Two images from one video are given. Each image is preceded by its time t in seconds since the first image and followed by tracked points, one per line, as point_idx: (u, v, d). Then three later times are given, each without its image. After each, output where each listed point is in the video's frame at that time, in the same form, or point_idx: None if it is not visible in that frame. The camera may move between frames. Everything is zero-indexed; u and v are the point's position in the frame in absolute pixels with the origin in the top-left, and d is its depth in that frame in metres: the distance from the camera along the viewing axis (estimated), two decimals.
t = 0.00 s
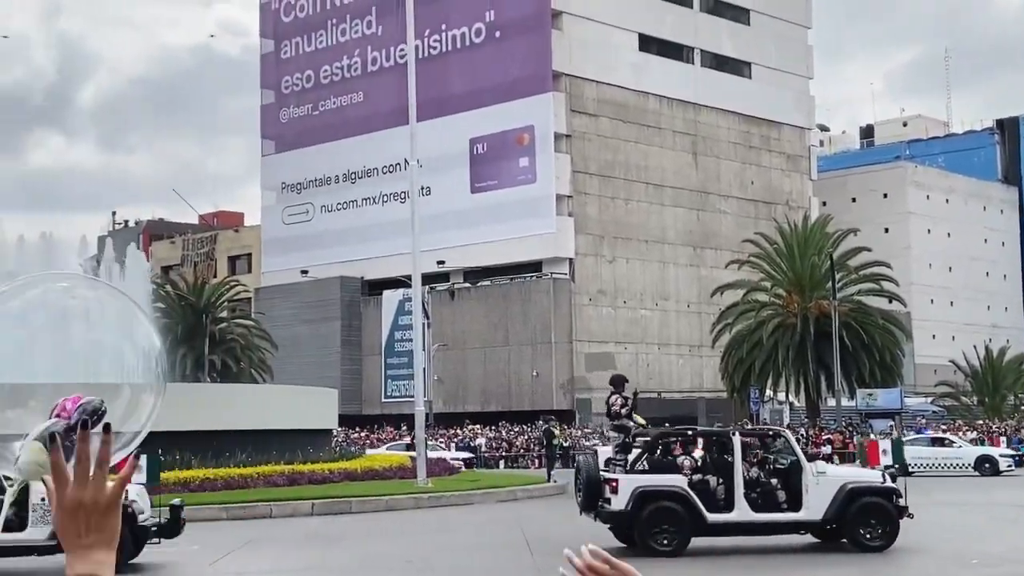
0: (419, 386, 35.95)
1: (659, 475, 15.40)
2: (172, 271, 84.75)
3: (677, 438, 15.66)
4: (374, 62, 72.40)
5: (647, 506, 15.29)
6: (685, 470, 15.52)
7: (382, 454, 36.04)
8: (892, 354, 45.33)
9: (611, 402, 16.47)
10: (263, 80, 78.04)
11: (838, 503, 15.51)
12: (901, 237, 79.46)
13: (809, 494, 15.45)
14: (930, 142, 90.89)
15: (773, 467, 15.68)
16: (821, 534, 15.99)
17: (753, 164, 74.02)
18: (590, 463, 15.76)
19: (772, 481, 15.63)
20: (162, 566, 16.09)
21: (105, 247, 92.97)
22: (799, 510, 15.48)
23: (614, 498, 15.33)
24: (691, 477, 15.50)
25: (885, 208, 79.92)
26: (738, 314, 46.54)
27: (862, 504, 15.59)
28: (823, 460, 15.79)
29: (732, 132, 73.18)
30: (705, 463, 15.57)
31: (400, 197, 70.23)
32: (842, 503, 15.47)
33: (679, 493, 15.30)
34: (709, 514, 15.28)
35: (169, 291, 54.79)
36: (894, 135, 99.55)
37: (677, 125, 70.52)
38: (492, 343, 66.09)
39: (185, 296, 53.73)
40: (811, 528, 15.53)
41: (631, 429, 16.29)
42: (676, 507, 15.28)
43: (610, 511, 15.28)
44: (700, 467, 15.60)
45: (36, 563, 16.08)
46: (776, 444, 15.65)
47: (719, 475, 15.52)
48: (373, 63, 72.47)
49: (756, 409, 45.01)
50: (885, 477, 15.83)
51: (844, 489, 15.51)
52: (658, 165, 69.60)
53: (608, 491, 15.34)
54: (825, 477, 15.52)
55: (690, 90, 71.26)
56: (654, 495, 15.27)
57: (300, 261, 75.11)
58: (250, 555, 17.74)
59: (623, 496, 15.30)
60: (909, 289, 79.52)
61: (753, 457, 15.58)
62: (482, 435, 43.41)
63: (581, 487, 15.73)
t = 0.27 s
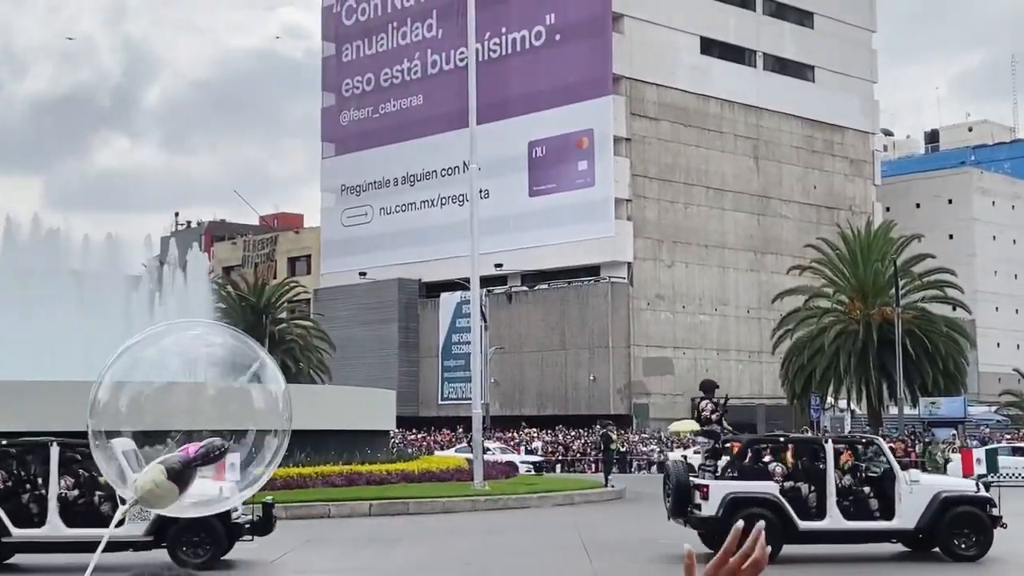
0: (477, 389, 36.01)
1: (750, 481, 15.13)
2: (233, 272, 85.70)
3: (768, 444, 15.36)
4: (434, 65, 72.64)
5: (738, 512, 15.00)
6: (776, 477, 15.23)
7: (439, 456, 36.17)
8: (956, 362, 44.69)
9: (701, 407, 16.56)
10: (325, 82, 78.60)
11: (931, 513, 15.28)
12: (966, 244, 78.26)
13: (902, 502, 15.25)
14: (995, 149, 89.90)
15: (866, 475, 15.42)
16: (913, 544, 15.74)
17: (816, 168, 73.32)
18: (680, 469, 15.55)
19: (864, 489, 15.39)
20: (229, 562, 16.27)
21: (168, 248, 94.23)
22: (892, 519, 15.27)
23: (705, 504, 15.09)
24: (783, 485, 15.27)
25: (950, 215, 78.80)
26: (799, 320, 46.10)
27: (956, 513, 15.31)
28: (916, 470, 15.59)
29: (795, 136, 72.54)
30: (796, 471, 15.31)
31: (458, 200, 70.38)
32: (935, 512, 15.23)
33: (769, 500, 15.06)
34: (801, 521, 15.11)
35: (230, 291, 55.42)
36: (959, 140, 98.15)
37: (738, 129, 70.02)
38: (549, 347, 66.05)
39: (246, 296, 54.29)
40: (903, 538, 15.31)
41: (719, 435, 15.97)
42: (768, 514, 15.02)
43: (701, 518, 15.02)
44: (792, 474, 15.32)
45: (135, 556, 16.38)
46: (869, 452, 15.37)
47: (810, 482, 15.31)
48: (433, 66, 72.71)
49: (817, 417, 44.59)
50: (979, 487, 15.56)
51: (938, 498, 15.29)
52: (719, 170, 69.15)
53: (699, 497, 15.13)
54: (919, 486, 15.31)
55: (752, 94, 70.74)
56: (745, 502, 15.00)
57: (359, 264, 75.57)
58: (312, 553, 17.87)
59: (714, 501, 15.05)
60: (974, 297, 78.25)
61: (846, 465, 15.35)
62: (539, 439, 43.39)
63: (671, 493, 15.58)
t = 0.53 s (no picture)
0: (515, 390, 35.91)
1: (821, 487, 14.89)
2: (272, 272, 86.13)
3: (839, 451, 15.19)
4: (474, 66, 72.59)
5: (809, 518, 14.73)
6: (848, 484, 15.01)
7: (477, 457, 36.11)
8: (999, 369, 44.19)
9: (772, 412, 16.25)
10: (365, 82, 78.87)
11: (1005, 520, 14.86)
12: (1009, 249, 77.34)
13: (975, 510, 14.85)
14: None
15: (937, 481, 15.15)
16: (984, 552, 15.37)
17: (858, 172, 72.72)
18: (750, 474, 15.22)
19: (936, 496, 15.09)
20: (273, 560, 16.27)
21: (208, 247, 94.84)
22: (964, 527, 14.90)
23: (775, 510, 14.74)
24: (854, 490, 14.98)
25: (994, 220, 77.89)
26: (840, 324, 45.71)
27: None
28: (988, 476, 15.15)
29: (837, 139, 71.97)
30: (867, 477, 15.06)
31: (497, 201, 70.33)
32: (1009, 521, 14.78)
33: (842, 506, 14.76)
34: (873, 527, 14.80)
35: (269, 290, 55.70)
36: (1004, 145, 96.99)
37: (780, 132, 69.58)
38: (587, 350, 65.90)
39: (285, 295, 54.53)
40: (975, 545, 14.92)
41: (791, 443, 15.95)
42: (840, 520, 14.74)
43: (772, 523, 14.68)
44: (863, 481, 15.07)
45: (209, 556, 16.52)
46: (940, 458, 15.14)
47: (881, 489, 15.01)
48: (473, 67, 72.66)
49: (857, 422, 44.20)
50: None
51: (1011, 505, 14.83)
52: (760, 172, 68.70)
53: (769, 503, 14.79)
54: (992, 493, 14.89)
55: (794, 97, 70.22)
56: (817, 508, 14.73)
57: (397, 264, 75.70)
58: (353, 552, 17.84)
59: (785, 507, 14.70)
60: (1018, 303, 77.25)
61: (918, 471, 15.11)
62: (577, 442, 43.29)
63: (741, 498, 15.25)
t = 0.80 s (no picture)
0: (531, 391, 35.88)
1: (869, 490, 14.44)
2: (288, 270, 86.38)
3: (886, 454, 14.69)
4: (491, 66, 72.55)
5: (857, 522, 14.32)
6: (896, 487, 14.54)
7: (493, 458, 36.08)
8: (1016, 373, 44.04)
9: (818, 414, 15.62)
10: (382, 81, 79.00)
11: None
12: None
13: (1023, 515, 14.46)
14: None
15: (984, 485, 14.67)
16: None
17: (876, 174, 72.52)
18: (797, 475, 14.72)
19: (984, 500, 14.65)
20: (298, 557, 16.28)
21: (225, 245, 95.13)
22: (1012, 531, 14.51)
23: (823, 513, 14.32)
24: (902, 494, 14.51)
25: (1012, 224, 77.61)
26: (857, 327, 45.56)
27: None
28: None
29: (854, 141, 71.77)
30: (915, 480, 14.58)
31: (513, 201, 70.28)
32: None
33: (890, 510, 14.32)
34: (920, 532, 14.36)
35: (285, 289, 55.96)
36: None
37: (797, 133, 69.42)
38: (602, 350, 65.89)
39: (300, 293, 54.74)
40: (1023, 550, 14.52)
41: (838, 444, 15.41)
42: (888, 524, 14.31)
43: (819, 527, 14.25)
44: (910, 483, 14.60)
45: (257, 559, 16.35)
46: (988, 462, 14.67)
47: (929, 492, 14.54)
48: (490, 66, 72.66)
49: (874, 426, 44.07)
50: None
51: None
52: (778, 174, 68.56)
53: (817, 506, 14.35)
54: None
55: (812, 99, 70.05)
56: (865, 512, 14.31)
57: (413, 263, 75.74)
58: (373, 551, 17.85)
59: (832, 511, 14.27)
60: None
61: (966, 474, 14.65)
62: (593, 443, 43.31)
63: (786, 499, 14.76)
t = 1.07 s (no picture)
0: (526, 390, 35.80)
1: (895, 492, 14.16)
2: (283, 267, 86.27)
3: (912, 455, 14.39)
4: (487, 65, 72.50)
5: (882, 524, 14.04)
6: (921, 489, 14.22)
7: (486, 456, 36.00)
8: (1010, 375, 44.08)
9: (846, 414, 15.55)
10: (378, 79, 78.95)
11: None
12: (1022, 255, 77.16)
13: None
14: None
15: (1010, 488, 14.27)
16: None
17: (871, 175, 72.54)
18: (822, 477, 14.54)
19: (1010, 502, 14.20)
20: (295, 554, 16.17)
21: (221, 242, 95.00)
22: None
23: (849, 515, 14.11)
24: (928, 495, 14.19)
25: (1007, 226, 77.68)
26: (852, 328, 45.54)
27: None
28: None
29: (849, 143, 71.80)
30: (941, 482, 14.25)
31: (508, 200, 70.22)
32: None
33: (916, 511, 14.04)
34: (947, 533, 14.00)
35: (280, 286, 55.93)
36: (1019, 150, 96.73)
37: (793, 134, 69.43)
38: (597, 350, 65.90)
39: (295, 291, 54.67)
40: None
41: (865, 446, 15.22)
42: (915, 526, 14.00)
43: (845, 528, 14.04)
44: (936, 486, 14.29)
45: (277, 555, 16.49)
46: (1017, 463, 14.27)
47: (956, 495, 14.20)
48: (486, 65, 72.58)
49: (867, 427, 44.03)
50: None
51: None
52: (773, 175, 68.56)
53: (843, 508, 14.14)
54: None
55: (808, 100, 70.09)
56: (891, 513, 14.05)
57: (408, 262, 75.61)
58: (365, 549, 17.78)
59: (860, 513, 14.06)
60: None
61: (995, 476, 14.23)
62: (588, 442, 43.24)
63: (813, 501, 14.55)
